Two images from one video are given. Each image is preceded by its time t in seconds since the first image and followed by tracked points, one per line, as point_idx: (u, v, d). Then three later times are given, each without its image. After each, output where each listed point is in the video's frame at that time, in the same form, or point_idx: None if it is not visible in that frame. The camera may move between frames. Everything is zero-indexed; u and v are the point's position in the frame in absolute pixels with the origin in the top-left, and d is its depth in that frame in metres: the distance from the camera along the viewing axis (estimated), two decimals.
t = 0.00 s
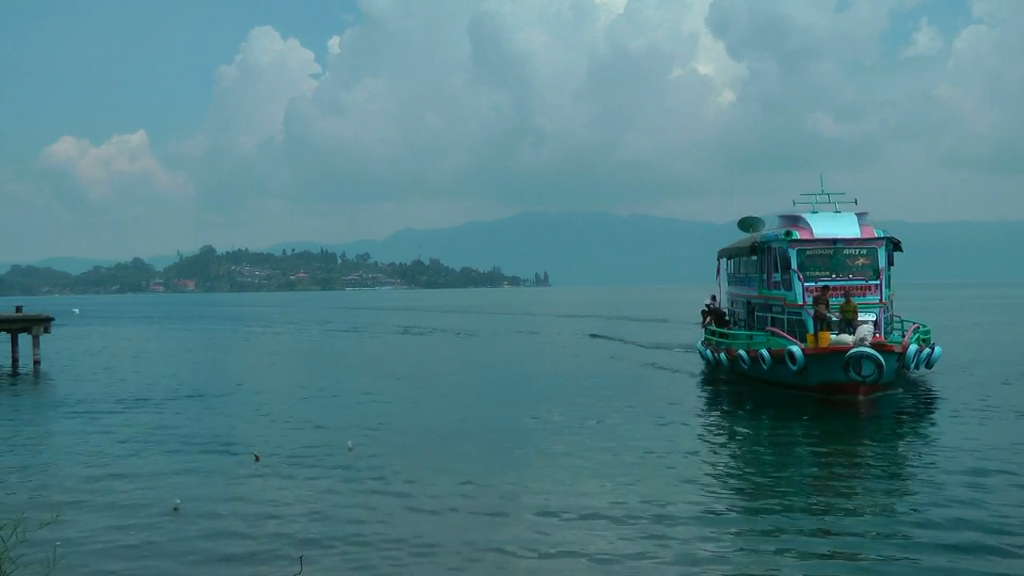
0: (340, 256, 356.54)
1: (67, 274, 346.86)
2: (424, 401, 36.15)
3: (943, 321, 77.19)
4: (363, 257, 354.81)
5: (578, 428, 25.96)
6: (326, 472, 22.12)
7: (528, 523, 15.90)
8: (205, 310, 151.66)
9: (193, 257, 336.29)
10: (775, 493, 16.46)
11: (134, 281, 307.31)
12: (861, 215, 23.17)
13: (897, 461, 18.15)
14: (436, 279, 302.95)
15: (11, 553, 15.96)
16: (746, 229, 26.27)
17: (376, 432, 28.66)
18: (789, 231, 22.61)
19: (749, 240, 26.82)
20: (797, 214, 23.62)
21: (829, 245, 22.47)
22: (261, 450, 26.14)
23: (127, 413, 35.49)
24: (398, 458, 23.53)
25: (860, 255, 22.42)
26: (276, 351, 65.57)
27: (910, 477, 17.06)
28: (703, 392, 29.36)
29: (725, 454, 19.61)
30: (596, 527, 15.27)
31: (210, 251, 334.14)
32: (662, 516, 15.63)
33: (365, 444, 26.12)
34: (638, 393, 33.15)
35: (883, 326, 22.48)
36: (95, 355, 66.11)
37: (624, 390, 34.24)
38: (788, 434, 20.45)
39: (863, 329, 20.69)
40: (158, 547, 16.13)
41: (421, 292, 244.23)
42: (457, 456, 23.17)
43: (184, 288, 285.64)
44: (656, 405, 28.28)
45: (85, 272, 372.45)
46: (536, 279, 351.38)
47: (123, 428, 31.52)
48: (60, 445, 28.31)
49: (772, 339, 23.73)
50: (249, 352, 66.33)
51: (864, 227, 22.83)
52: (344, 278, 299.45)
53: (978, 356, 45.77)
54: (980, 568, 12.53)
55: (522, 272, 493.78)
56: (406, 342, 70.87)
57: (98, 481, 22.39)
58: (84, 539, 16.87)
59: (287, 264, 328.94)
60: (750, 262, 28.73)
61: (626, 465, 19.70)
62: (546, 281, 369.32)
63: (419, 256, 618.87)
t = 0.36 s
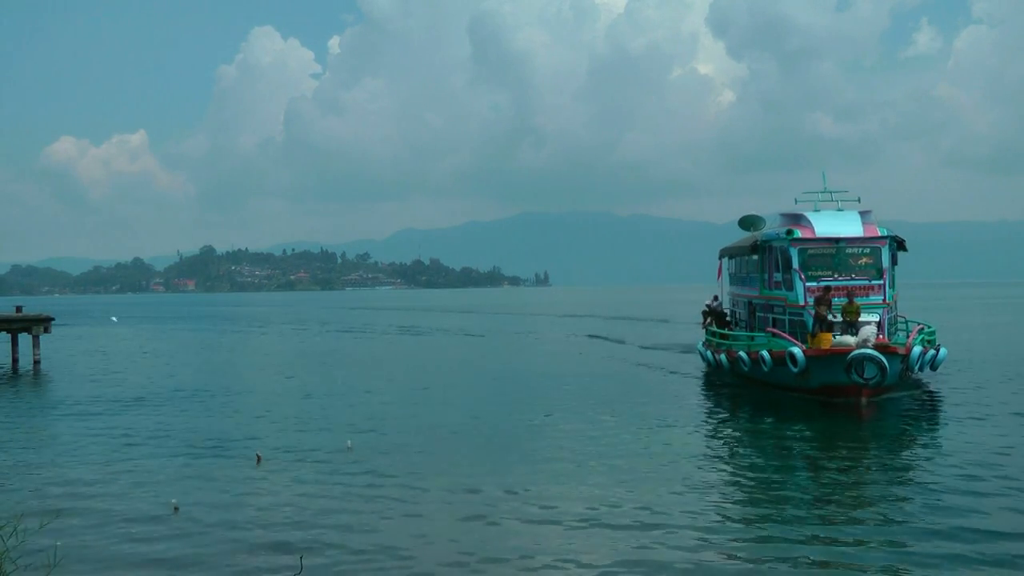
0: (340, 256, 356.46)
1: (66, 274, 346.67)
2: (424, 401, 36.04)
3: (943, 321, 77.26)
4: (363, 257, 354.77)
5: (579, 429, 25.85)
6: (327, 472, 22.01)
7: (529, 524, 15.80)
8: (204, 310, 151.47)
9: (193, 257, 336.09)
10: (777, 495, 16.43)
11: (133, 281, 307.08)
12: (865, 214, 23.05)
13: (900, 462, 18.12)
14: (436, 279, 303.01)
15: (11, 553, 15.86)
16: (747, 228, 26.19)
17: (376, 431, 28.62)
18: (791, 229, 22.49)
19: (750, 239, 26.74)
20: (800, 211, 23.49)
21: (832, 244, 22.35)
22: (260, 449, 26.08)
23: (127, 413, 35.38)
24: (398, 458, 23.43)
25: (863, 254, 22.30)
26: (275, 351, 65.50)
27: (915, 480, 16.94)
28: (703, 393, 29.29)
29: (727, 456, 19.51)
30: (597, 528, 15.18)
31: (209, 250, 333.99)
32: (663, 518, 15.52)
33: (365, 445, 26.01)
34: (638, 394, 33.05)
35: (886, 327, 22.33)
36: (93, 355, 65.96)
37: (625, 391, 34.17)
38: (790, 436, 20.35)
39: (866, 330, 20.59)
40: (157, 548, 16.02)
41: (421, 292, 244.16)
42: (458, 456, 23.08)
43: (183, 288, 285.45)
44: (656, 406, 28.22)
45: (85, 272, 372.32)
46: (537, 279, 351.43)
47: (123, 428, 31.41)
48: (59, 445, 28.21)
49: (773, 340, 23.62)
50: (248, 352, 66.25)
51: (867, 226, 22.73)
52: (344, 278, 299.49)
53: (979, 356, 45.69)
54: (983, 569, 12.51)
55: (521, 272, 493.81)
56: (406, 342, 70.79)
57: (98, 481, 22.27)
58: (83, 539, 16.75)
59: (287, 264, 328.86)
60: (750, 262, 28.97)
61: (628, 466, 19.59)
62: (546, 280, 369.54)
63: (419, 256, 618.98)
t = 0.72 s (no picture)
0: (340, 256, 356.45)
1: (67, 274, 346.89)
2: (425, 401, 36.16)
3: (944, 322, 77.34)
4: (363, 257, 354.82)
5: (581, 429, 25.94)
6: (329, 473, 22.10)
7: (531, 526, 15.88)
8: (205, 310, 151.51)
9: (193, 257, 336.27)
10: (776, 497, 16.55)
11: (133, 281, 307.13)
12: (868, 212, 23.14)
13: (900, 465, 18.20)
14: (436, 279, 303.08)
15: (12, 553, 16.00)
16: (747, 228, 26.30)
17: (378, 431, 28.77)
18: (791, 228, 22.65)
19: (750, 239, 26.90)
20: (801, 210, 23.64)
21: (834, 243, 22.45)
22: (262, 449, 26.23)
23: (129, 413, 35.48)
24: (400, 458, 23.52)
25: (866, 253, 22.40)
26: (276, 351, 65.60)
27: (916, 483, 17.04)
28: (703, 395, 29.43)
29: (728, 458, 19.66)
30: (596, 531, 15.29)
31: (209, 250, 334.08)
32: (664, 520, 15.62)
33: (367, 445, 26.11)
34: (639, 395, 33.14)
35: (889, 327, 22.42)
36: (94, 355, 66.05)
37: (626, 392, 34.30)
38: (791, 438, 20.50)
39: (869, 331, 20.74)
40: (161, 547, 16.15)
41: (421, 292, 244.38)
42: (460, 456, 23.24)
43: (183, 288, 285.39)
44: (657, 407, 28.37)
45: (84, 272, 372.50)
46: (537, 278, 351.56)
47: (125, 428, 31.53)
48: (63, 445, 28.36)
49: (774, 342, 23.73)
50: (249, 352, 66.36)
51: (870, 225, 22.84)
52: (344, 278, 299.59)
53: (980, 356, 45.82)
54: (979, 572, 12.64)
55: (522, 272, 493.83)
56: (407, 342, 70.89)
57: (101, 480, 22.40)
58: (85, 539, 16.89)
59: (287, 264, 328.93)
60: (750, 262, 29.50)
61: (630, 468, 19.70)
62: (546, 280, 369.56)
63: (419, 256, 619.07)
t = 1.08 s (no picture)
0: (340, 256, 356.38)
1: (67, 275, 347.02)
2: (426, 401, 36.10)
3: (945, 321, 77.29)
4: (363, 257, 354.76)
5: (583, 429, 25.85)
6: (329, 473, 22.01)
7: (531, 526, 15.78)
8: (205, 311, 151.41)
9: (193, 257, 336.42)
10: (777, 499, 16.38)
11: (133, 280, 307.05)
12: (871, 210, 23.00)
13: (903, 466, 18.01)
14: (437, 279, 303.04)
15: (12, 553, 15.94)
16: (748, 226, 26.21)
17: (378, 431, 28.69)
18: (792, 227, 22.62)
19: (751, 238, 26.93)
20: (803, 208, 23.55)
21: (836, 242, 22.34)
22: (262, 449, 26.14)
23: (129, 413, 35.44)
24: (401, 458, 23.43)
25: (869, 253, 22.29)
26: (276, 351, 65.50)
27: (918, 484, 16.88)
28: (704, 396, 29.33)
29: (729, 459, 19.54)
30: (597, 532, 15.17)
31: (209, 250, 333.83)
32: (663, 521, 15.49)
33: (368, 445, 26.01)
34: (641, 395, 33.04)
35: (893, 327, 22.31)
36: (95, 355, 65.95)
37: (627, 393, 34.22)
38: (791, 440, 20.36)
39: (871, 333, 20.73)
40: (158, 548, 16.06)
41: (422, 292, 244.43)
42: (460, 456, 23.15)
43: (183, 288, 285.38)
44: (657, 408, 28.28)
45: (85, 272, 372.58)
46: (537, 278, 351.63)
47: (125, 428, 31.48)
48: (63, 445, 28.30)
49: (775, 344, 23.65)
50: (249, 352, 66.27)
51: (874, 223, 22.68)
52: (344, 278, 299.58)
53: (983, 356, 45.69)
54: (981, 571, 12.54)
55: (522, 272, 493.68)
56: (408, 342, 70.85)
57: (100, 480, 22.33)
58: (85, 539, 16.82)
59: (287, 264, 328.91)
60: (750, 262, 29.71)
61: (631, 469, 19.58)
62: (546, 280, 369.45)
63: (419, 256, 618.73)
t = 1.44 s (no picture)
0: (339, 257, 356.15)
1: (67, 275, 346.90)
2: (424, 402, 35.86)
3: (944, 322, 77.18)
4: (363, 258, 354.57)
5: (581, 431, 25.58)
6: (325, 473, 21.75)
7: (528, 530, 15.52)
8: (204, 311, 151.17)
9: (193, 257, 336.36)
10: (778, 503, 16.14)
11: (133, 280, 306.97)
12: (874, 209, 22.56)
13: (906, 471, 17.77)
14: (436, 279, 302.94)
15: (14, 553, 15.73)
16: (748, 224, 25.95)
17: (375, 432, 28.52)
18: (793, 225, 22.30)
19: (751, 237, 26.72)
20: (805, 206, 23.22)
21: (838, 241, 22.12)
22: (257, 449, 25.98)
23: (125, 413, 35.20)
24: (397, 459, 23.17)
25: (872, 252, 22.08)
26: (274, 352, 65.32)
27: (923, 491, 16.53)
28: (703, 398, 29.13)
29: (730, 462, 19.26)
30: (594, 535, 14.91)
31: (209, 251, 333.69)
32: (660, 525, 15.28)
33: (365, 446, 25.75)
34: (640, 397, 32.77)
35: (896, 329, 22.06)
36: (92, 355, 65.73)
37: (626, 394, 34.04)
38: (793, 444, 20.08)
39: (873, 334, 20.49)
40: (150, 549, 15.81)
41: (421, 292, 244.33)
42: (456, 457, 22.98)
43: (182, 288, 285.14)
44: (656, 409, 28.11)
45: (84, 273, 372.39)
46: (537, 278, 351.62)
47: (121, 428, 31.25)
48: (57, 445, 28.06)
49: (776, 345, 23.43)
50: (247, 352, 66.07)
51: (877, 222, 22.24)
52: (344, 278, 299.41)
53: (984, 357, 45.46)
54: None
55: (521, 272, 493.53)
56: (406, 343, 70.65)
57: (93, 481, 22.07)
58: (79, 539, 16.58)
59: (287, 264, 328.74)
60: (750, 262, 29.63)
61: (629, 471, 19.33)
62: (546, 280, 369.34)
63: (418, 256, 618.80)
